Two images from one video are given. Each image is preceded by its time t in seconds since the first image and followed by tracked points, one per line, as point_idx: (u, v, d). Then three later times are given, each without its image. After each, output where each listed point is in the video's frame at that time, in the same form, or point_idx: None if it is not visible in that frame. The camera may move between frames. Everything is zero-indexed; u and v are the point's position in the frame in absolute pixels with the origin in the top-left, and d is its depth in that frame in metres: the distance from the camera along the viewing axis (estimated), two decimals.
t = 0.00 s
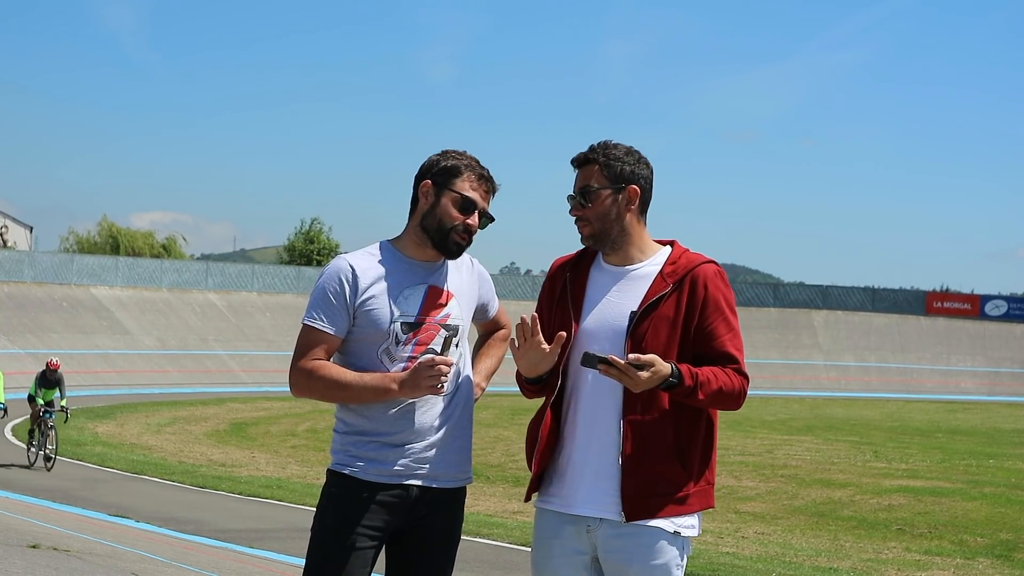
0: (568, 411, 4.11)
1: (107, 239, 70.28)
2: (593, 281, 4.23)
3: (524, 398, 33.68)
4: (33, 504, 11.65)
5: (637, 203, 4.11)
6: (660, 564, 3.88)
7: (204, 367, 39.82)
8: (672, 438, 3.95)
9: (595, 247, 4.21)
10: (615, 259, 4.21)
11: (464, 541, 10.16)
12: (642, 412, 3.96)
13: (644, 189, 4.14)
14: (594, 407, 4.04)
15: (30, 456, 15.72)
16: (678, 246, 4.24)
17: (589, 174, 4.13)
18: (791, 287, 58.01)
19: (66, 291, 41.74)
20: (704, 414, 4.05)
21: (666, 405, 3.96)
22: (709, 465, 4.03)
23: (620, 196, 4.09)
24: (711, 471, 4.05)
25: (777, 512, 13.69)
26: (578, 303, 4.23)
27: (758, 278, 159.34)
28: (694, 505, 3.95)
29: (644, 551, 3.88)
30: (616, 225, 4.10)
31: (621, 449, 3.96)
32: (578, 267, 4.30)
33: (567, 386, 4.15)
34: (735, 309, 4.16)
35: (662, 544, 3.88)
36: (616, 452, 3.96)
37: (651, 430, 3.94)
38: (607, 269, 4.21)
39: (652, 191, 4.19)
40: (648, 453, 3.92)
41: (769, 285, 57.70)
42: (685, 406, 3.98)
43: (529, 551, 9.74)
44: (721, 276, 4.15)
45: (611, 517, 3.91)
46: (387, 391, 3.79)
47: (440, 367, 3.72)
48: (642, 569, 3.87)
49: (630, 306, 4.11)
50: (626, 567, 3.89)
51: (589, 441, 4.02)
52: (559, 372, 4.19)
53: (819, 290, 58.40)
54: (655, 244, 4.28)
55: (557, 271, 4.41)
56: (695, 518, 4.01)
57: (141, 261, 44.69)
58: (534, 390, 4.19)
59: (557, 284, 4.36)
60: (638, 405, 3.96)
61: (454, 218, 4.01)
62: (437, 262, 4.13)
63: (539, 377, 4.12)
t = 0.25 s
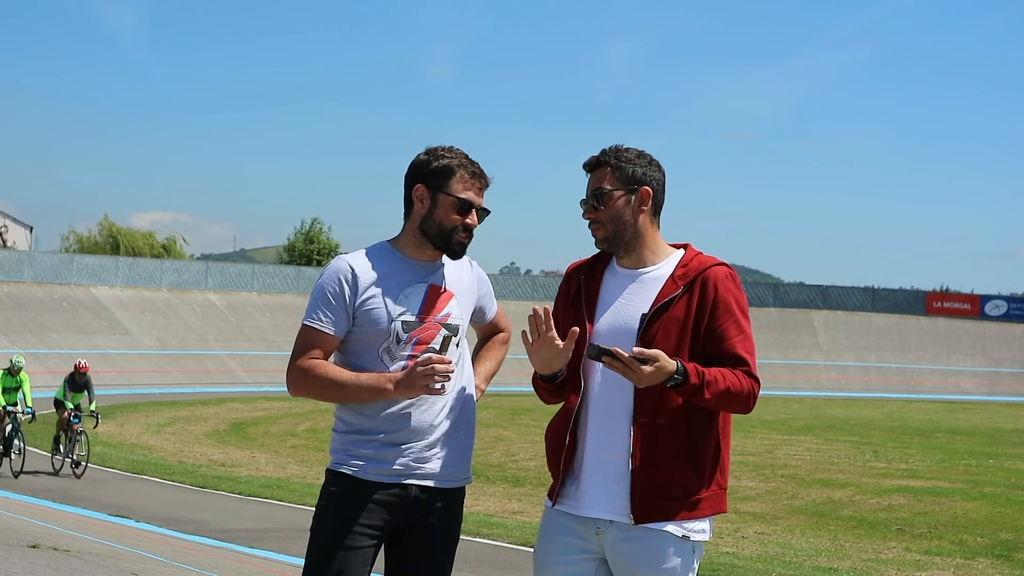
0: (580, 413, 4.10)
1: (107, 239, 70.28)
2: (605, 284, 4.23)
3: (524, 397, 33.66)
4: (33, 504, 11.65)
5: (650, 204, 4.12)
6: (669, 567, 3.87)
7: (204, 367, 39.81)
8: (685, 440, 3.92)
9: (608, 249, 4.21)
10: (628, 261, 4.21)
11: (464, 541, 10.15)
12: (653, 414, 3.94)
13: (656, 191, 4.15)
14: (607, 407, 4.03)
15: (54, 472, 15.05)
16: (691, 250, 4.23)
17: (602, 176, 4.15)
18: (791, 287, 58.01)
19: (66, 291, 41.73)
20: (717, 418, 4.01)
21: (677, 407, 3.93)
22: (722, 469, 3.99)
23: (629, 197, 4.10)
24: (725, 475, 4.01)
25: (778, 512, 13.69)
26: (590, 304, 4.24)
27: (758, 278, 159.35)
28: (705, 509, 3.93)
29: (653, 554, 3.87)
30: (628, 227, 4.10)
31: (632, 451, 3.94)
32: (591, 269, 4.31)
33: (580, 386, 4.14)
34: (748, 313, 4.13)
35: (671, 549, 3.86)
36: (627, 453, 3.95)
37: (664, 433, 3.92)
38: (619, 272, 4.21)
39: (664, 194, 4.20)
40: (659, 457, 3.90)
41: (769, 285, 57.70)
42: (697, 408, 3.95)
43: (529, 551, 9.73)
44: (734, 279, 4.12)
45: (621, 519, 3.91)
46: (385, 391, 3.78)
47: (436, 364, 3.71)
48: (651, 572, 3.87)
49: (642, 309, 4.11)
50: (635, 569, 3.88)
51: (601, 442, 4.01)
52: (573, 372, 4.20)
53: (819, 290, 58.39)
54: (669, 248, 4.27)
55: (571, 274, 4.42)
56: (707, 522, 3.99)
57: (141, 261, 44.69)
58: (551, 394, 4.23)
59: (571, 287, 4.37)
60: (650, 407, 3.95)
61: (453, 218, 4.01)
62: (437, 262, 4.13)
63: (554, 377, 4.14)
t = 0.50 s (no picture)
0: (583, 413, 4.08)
1: (108, 239, 70.28)
2: (608, 283, 4.23)
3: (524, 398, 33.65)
4: (34, 504, 11.64)
5: (651, 203, 4.12)
6: (671, 567, 3.87)
7: (204, 367, 39.80)
8: (688, 441, 3.92)
9: (611, 250, 4.20)
10: (630, 262, 4.19)
11: (464, 541, 10.15)
12: (656, 413, 3.94)
13: (658, 190, 4.15)
14: (609, 407, 4.02)
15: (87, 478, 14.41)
16: (694, 250, 4.22)
17: (603, 177, 4.14)
18: (791, 287, 58.02)
19: (66, 291, 41.72)
20: (719, 417, 4.01)
21: (679, 406, 3.93)
22: (724, 469, 3.99)
23: (631, 197, 4.10)
24: (726, 475, 4.01)
25: (777, 512, 13.68)
26: (593, 305, 4.24)
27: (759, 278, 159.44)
28: (708, 508, 3.93)
29: (656, 554, 3.87)
30: (630, 227, 4.10)
31: (633, 451, 3.93)
32: (593, 269, 4.31)
33: (583, 386, 4.12)
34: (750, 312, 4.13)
35: (673, 549, 3.86)
36: (629, 453, 3.94)
37: (667, 433, 3.92)
38: (622, 272, 4.20)
39: (665, 194, 4.20)
40: (661, 456, 3.89)
41: (769, 285, 57.70)
42: (699, 409, 3.95)
43: (530, 551, 9.74)
44: (735, 279, 4.12)
45: (624, 518, 3.90)
46: (381, 391, 3.78)
47: (433, 363, 3.71)
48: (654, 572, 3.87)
49: (646, 309, 4.11)
50: (638, 568, 3.88)
51: (603, 441, 4.00)
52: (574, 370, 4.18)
53: (819, 290, 58.40)
54: (671, 248, 4.26)
55: (572, 274, 4.41)
56: (709, 522, 3.99)
57: (141, 261, 44.70)
58: (553, 395, 4.19)
59: (573, 286, 4.36)
60: (653, 407, 3.94)
61: (446, 218, 4.01)
62: (431, 262, 4.11)
63: (561, 377, 4.12)
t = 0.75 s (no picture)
0: (577, 412, 4.07)
1: (108, 239, 70.28)
2: (599, 282, 4.22)
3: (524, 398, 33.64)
4: (34, 504, 11.64)
5: (648, 202, 4.15)
6: (667, 565, 3.87)
7: (204, 367, 39.80)
8: (682, 439, 3.93)
9: (605, 249, 4.18)
10: (623, 260, 4.18)
11: (465, 541, 10.15)
12: (650, 412, 3.94)
13: (653, 188, 4.18)
14: (604, 408, 4.01)
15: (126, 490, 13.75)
16: (683, 248, 4.23)
17: (602, 175, 4.13)
18: (791, 287, 58.04)
19: (66, 290, 41.72)
20: (711, 414, 4.02)
21: (673, 404, 3.94)
22: (717, 466, 4.00)
23: (631, 194, 4.11)
24: (719, 472, 4.02)
25: (777, 512, 13.68)
26: (584, 303, 4.22)
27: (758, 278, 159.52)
28: (702, 505, 3.94)
29: (652, 552, 3.87)
30: (629, 224, 4.09)
31: (629, 450, 3.93)
32: (583, 268, 4.29)
33: (575, 385, 4.12)
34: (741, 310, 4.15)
35: (670, 545, 3.87)
36: (625, 453, 3.94)
37: (662, 432, 3.92)
38: (614, 271, 4.19)
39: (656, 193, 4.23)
40: (657, 454, 3.89)
41: (769, 285, 57.72)
42: (693, 406, 3.96)
43: (530, 552, 9.73)
44: (725, 277, 4.14)
45: (620, 517, 3.90)
46: (374, 393, 3.77)
47: (426, 364, 3.70)
48: (650, 570, 3.86)
49: (638, 306, 4.10)
50: (634, 567, 3.88)
51: (598, 441, 3.99)
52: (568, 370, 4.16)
53: (819, 290, 58.42)
54: (661, 247, 4.27)
55: (561, 273, 4.39)
56: (703, 519, 3.99)
57: (141, 261, 44.72)
58: (545, 394, 4.17)
59: (562, 286, 4.35)
60: (648, 406, 3.94)
61: (445, 214, 4.00)
62: (426, 261, 4.10)
63: (554, 376, 4.09)
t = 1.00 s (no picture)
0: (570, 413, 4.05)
1: (108, 239, 70.28)
2: (584, 280, 4.20)
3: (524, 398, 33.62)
4: (34, 504, 11.63)
5: (642, 201, 4.19)
6: (663, 562, 3.86)
7: (204, 367, 39.79)
8: (675, 436, 3.94)
9: (596, 248, 4.16)
10: (611, 258, 4.16)
11: (465, 541, 10.14)
12: (643, 409, 3.94)
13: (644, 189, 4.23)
14: (599, 407, 4.00)
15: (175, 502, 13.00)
16: (666, 245, 4.25)
17: (604, 173, 4.11)
18: (790, 287, 58.08)
19: (66, 290, 41.72)
20: (698, 409, 4.05)
21: (665, 401, 3.95)
22: (705, 460, 4.03)
23: (627, 194, 4.12)
24: (707, 467, 4.05)
25: (778, 512, 13.68)
26: (571, 301, 4.19)
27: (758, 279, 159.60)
28: (693, 500, 3.95)
29: (648, 548, 3.86)
30: (625, 224, 4.10)
31: (624, 449, 3.93)
32: (567, 266, 4.26)
33: (567, 385, 4.09)
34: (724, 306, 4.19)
35: (665, 541, 3.86)
36: (620, 452, 3.93)
37: (656, 429, 3.93)
38: (598, 269, 4.17)
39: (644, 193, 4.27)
40: (651, 451, 3.90)
41: (769, 285, 57.75)
42: (683, 402, 3.97)
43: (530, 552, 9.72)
44: (710, 272, 4.17)
45: (616, 515, 3.88)
46: (370, 392, 3.76)
47: (422, 363, 3.70)
48: (646, 567, 3.85)
49: (626, 306, 4.09)
50: (630, 565, 3.86)
51: (592, 441, 3.98)
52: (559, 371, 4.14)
53: (819, 290, 58.45)
54: (644, 245, 4.27)
55: (543, 271, 4.35)
56: (693, 514, 4.00)
57: (141, 261, 44.75)
58: (534, 392, 4.12)
59: (545, 285, 4.31)
60: (643, 404, 3.94)
61: (441, 212, 3.99)
62: (420, 261, 4.08)
63: (548, 376, 4.04)
